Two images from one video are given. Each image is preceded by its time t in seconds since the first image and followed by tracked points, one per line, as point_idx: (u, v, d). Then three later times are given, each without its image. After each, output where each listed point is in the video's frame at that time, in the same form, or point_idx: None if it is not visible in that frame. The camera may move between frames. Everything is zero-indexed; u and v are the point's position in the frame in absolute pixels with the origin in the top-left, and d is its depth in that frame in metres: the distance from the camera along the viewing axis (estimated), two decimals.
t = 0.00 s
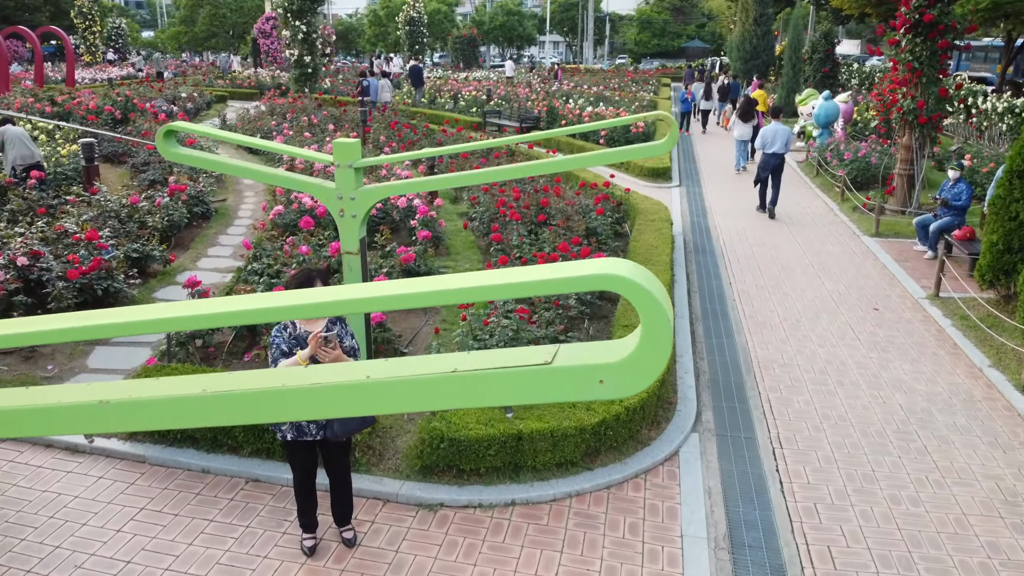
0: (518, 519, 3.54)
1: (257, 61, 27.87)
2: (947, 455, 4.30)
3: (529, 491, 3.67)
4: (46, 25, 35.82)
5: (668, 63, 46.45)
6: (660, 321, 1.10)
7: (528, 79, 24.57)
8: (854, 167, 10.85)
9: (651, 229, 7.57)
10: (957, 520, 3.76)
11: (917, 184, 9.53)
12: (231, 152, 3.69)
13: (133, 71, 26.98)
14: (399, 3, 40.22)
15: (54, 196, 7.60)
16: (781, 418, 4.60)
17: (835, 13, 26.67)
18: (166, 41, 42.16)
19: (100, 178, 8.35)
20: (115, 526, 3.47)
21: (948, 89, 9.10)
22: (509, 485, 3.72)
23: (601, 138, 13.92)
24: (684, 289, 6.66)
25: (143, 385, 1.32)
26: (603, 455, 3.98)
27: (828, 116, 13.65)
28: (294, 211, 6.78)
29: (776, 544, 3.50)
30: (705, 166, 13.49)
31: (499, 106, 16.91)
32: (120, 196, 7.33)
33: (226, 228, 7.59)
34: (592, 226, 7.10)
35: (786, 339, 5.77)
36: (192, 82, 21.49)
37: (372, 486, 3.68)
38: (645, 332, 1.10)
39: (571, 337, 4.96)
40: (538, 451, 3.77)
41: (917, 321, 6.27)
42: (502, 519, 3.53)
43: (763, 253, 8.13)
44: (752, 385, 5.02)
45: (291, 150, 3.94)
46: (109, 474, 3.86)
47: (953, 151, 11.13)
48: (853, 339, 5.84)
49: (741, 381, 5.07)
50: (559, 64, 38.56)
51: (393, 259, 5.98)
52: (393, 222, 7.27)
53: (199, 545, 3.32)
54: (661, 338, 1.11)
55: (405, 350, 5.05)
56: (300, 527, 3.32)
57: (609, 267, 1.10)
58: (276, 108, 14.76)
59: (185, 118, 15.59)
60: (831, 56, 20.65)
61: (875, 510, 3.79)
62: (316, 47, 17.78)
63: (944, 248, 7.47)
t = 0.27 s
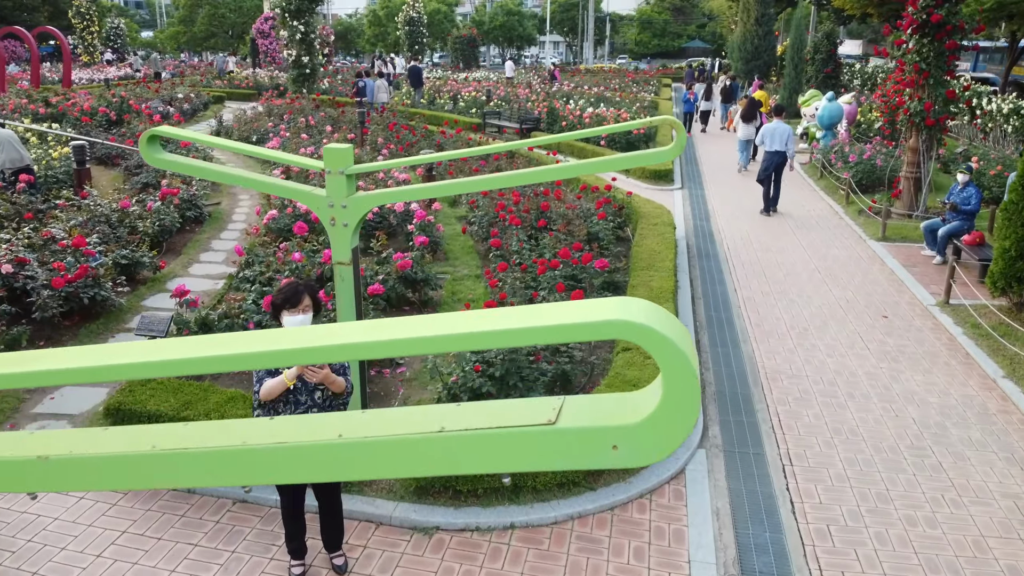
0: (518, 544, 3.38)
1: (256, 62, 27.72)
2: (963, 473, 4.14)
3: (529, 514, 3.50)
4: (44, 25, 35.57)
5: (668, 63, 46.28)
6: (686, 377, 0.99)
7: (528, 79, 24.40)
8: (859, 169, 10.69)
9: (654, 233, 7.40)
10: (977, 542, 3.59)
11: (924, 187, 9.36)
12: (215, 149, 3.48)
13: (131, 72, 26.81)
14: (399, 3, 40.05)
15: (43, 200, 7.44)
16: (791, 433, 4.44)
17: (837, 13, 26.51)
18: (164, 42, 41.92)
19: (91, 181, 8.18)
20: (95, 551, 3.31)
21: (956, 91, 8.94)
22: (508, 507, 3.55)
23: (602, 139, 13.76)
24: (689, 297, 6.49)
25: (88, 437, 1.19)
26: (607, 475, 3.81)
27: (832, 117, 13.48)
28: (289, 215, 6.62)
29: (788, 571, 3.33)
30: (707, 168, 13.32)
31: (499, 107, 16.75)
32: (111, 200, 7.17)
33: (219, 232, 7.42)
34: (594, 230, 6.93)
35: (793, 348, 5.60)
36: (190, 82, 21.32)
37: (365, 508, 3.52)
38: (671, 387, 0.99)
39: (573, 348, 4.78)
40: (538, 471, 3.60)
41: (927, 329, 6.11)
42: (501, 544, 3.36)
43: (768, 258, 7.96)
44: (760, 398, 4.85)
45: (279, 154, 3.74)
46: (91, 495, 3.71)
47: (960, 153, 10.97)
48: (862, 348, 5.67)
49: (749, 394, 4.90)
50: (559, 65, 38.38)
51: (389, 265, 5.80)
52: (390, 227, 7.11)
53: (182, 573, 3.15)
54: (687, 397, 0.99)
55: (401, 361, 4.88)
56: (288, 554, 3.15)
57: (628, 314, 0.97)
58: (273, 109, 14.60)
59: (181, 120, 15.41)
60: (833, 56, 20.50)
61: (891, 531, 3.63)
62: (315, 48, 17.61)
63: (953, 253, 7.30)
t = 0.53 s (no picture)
0: (518, 569, 3.21)
1: (254, 62, 27.51)
2: (980, 490, 3.98)
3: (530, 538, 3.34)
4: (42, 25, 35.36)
5: (669, 63, 46.08)
6: (720, 445, 1.05)
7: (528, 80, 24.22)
8: (865, 171, 10.52)
9: (657, 237, 7.24)
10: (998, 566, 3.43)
11: (932, 189, 9.20)
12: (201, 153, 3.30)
13: (128, 72, 26.62)
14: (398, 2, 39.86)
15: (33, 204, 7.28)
16: (801, 449, 4.28)
17: (839, 13, 26.33)
18: (163, 41, 41.71)
19: (83, 184, 8.02)
20: None
21: (965, 92, 8.77)
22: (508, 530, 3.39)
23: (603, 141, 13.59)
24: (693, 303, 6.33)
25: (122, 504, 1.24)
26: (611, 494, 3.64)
27: (836, 118, 13.32)
28: (283, 219, 6.45)
29: None
30: (710, 169, 13.13)
31: (499, 108, 16.59)
32: (101, 204, 7.01)
33: (212, 237, 7.26)
34: (595, 235, 6.76)
35: (801, 357, 5.44)
36: (187, 83, 21.13)
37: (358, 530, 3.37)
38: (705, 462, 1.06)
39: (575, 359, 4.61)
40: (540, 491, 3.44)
41: (938, 337, 5.95)
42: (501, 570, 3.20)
43: (773, 262, 7.79)
44: (768, 410, 4.70)
45: (268, 161, 3.56)
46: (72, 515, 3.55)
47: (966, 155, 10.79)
48: (872, 357, 5.51)
49: (757, 407, 4.73)
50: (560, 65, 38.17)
51: (385, 271, 5.64)
52: (386, 231, 6.94)
53: None
54: (723, 464, 1.06)
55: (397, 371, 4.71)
56: None
57: (658, 379, 1.04)
58: (270, 110, 14.43)
59: (177, 121, 15.23)
60: (836, 56, 20.36)
61: (907, 553, 3.47)
62: (313, 48, 17.43)
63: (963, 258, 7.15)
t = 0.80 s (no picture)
0: None
1: (254, 61, 27.35)
2: (999, 509, 3.82)
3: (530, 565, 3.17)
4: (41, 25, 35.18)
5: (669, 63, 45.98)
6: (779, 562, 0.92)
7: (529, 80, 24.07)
8: (870, 173, 10.35)
9: (660, 241, 7.07)
10: None
11: (939, 192, 9.03)
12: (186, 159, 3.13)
13: (127, 72, 26.50)
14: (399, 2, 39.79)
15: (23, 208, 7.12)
16: (812, 466, 4.12)
17: (840, 13, 26.23)
18: (162, 41, 41.54)
19: (75, 187, 7.86)
20: None
21: (973, 93, 8.60)
22: (507, 556, 3.22)
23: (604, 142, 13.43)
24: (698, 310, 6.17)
25: None
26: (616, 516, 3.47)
27: (839, 119, 13.16)
28: (277, 223, 6.29)
29: None
30: (712, 171, 12.97)
31: (499, 108, 16.43)
32: (92, 207, 6.86)
33: (205, 241, 7.10)
34: (597, 239, 6.60)
35: (810, 367, 5.28)
36: (185, 83, 20.97)
37: (350, 555, 3.20)
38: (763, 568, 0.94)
39: (577, 370, 4.45)
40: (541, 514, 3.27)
41: (950, 346, 5.79)
42: None
43: (778, 266, 7.62)
44: (777, 425, 4.54)
45: (257, 166, 3.39)
46: (50, 539, 3.40)
47: (973, 156, 10.62)
48: (883, 368, 5.35)
49: (765, 421, 4.57)
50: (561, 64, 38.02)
51: (381, 277, 5.47)
52: (384, 235, 6.78)
53: None
54: None
55: (393, 382, 4.54)
56: None
57: (692, 479, 0.92)
58: (268, 110, 14.27)
59: (174, 122, 15.06)
60: (838, 56, 20.26)
61: None
62: (311, 48, 17.27)
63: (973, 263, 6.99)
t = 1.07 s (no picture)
0: None
1: (253, 62, 27.23)
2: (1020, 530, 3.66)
3: None
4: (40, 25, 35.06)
5: (669, 63, 45.80)
6: None
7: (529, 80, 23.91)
8: (876, 175, 10.19)
9: (664, 246, 6.91)
10: None
11: (947, 195, 8.87)
12: (168, 164, 2.97)
13: (124, 73, 26.33)
14: (398, 2, 39.62)
15: (12, 212, 6.98)
16: (824, 484, 3.97)
17: (842, 13, 26.05)
18: (161, 41, 41.44)
19: (66, 190, 7.71)
20: None
21: (982, 94, 8.44)
22: None
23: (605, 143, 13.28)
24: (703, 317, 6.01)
25: None
26: (621, 539, 3.32)
27: (844, 120, 13.00)
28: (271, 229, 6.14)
29: None
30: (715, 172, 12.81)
31: (499, 109, 16.27)
32: (82, 211, 6.70)
33: (198, 246, 6.94)
34: (599, 244, 6.44)
35: (819, 378, 5.13)
36: (183, 83, 20.80)
37: None
38: None
39: (579, 383, 4.29)
40: (542, 538, 3.11)
41: (962, 355, 5.64)
42: None
43: (784, 271, 7.46)
44: (787, 439, 4.38)
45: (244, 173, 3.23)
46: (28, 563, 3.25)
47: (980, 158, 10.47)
48: (894, 378, 5.20)
49: (773, 434, 4.42)
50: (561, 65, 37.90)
51: (377, 284, 5.31)
52: (381, 241, 6.62)
53: None
54: None
55: (389, 395, 4.38)
56: None
57: None
58: (265, 112, 14.11)
59: (170, 122, 14.92)
60: (840, 57, 20.11)
61: None
62: (309, 48, 17.12)
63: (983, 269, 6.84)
